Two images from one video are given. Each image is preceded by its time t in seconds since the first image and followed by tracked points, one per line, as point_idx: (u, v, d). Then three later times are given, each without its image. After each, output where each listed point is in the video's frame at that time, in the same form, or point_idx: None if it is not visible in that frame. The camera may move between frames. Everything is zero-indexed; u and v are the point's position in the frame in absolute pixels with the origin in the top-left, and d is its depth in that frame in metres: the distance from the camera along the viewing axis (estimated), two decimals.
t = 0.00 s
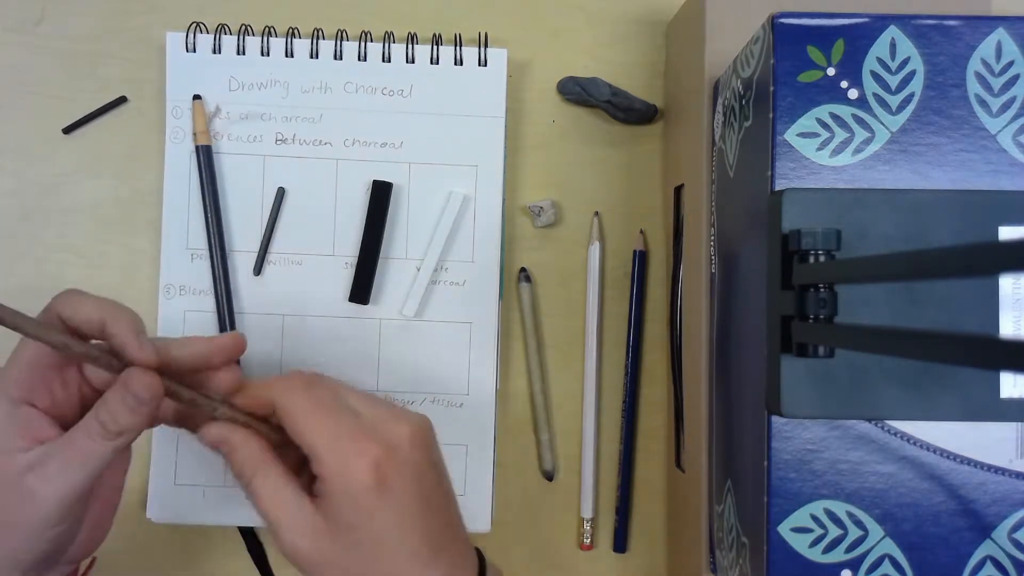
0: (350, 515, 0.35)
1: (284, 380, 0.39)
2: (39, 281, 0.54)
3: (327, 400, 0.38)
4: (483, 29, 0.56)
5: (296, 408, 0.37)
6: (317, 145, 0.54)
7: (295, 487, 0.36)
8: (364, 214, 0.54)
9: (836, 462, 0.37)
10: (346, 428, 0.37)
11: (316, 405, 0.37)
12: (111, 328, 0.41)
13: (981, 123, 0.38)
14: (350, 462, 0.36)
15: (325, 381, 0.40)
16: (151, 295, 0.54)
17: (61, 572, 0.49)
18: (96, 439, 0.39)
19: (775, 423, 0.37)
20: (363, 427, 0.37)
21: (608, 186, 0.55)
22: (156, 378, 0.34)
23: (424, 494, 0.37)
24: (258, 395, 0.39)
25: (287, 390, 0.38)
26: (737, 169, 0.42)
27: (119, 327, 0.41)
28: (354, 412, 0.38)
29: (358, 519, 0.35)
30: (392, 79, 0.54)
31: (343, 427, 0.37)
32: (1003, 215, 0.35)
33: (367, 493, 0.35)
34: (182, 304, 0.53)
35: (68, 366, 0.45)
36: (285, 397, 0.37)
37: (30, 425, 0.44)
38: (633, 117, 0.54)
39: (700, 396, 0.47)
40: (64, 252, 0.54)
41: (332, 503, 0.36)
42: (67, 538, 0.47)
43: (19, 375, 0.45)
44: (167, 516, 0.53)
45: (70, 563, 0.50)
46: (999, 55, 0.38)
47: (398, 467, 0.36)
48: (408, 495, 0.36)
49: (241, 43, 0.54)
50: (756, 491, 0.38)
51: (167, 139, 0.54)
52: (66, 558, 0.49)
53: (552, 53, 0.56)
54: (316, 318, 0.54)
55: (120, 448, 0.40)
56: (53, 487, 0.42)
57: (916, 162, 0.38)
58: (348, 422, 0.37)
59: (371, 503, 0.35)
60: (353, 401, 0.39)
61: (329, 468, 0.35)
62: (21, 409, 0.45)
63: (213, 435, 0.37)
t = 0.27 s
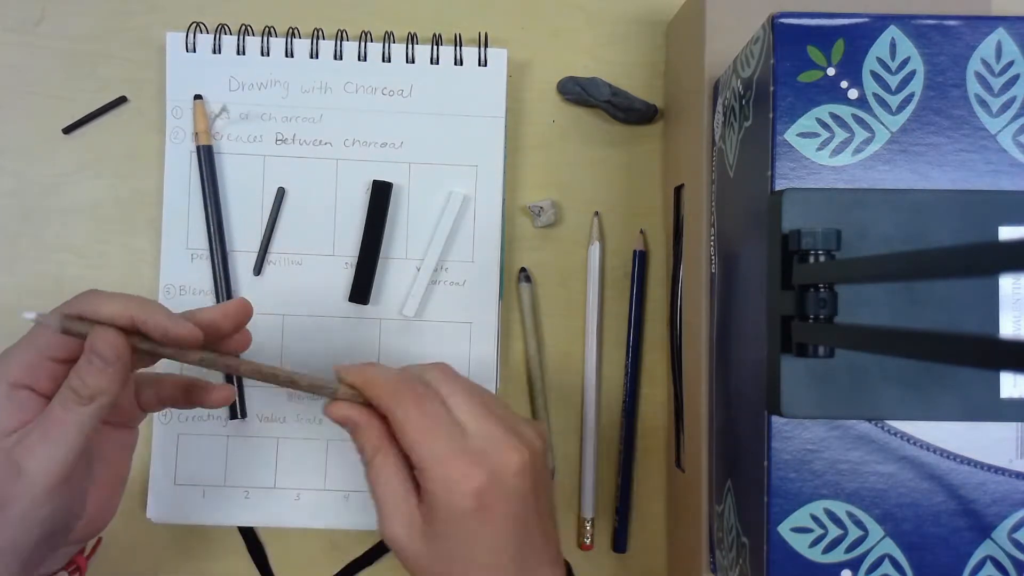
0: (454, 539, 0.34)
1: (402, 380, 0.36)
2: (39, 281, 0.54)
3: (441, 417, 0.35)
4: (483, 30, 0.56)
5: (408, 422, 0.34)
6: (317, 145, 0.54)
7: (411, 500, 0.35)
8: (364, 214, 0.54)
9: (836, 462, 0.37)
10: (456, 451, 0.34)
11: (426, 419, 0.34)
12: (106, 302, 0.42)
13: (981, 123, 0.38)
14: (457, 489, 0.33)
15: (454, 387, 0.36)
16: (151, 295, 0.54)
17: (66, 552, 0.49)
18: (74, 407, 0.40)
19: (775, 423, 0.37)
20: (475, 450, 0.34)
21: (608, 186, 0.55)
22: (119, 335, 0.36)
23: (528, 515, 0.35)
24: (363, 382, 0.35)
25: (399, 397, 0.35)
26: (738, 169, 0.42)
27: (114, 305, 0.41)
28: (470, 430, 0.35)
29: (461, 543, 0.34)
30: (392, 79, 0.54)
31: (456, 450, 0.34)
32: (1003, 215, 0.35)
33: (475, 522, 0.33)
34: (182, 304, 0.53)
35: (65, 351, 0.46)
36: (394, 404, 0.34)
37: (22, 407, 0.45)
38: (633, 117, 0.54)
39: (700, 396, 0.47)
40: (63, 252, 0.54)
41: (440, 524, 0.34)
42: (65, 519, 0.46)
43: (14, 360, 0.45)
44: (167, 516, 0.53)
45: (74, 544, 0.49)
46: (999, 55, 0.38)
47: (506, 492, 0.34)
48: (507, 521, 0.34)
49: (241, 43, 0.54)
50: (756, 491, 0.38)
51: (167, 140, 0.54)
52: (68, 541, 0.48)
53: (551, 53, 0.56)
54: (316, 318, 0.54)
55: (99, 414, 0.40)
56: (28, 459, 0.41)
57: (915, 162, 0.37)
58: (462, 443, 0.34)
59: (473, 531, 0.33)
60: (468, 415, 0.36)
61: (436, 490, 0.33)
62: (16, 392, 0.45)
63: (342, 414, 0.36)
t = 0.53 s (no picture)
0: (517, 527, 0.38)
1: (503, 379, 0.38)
2: (39, 282, 0.54)
3: (529, 417, 0.38)
4: (483, 30, 0.56)
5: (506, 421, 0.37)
6: (317, 145, 0.54)
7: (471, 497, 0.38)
8: (364, 214, 0.54)
9: (837, 462, 0.37)
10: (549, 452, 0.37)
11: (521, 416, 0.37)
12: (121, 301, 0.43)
13: (981, 123, 0.38)
14: (536, 483, 0.37)
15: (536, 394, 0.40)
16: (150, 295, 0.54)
17: (77, 538, 0.49)
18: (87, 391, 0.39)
19: (775, 423, 0.37)
20: (556, 452, 0.38)
21: (608, 186, 0.55)
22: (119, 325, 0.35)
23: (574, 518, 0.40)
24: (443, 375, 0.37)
25: (493, 398, 0.37)
26: (738, 169, 0.42)
27: (122, 297, 0.42)
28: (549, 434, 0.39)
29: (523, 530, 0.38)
30: (392, 79, 0.54)
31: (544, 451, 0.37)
32: (1002, 215, 0.35)
33: (542, 513, 0.37)
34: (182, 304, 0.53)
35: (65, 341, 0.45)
36: (491, 401, 0.37)
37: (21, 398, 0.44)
38: (633, 117, 0.54)
39: (700, 396, 0.47)
40: (63, 252, 0.54)
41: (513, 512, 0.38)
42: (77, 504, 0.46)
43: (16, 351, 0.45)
44: (167, 516, 0.53)
45: (85, 530, 0.49)
46: (999, 55, 0.38)
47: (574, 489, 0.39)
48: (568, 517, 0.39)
49: (242, 43, 0.54)
50: (756, 491, 0.38)
51: (167, 140, 0.54)
52: (79, 526, 0.48)
53: (551, 53, 0.56)
54: (316, 318, 0.54)
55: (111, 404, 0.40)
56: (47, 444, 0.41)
57: (915, 162, 0.37)
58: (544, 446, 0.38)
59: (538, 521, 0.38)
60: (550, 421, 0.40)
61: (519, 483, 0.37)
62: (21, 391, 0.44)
63: (410, 401, 0.38)
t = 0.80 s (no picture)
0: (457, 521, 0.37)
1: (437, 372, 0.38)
2: (39, 282, 0.54)
3: (460, 414, 0.37)
4: (483, 29, 0.56)
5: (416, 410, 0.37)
6: (317, 145, 0.54)
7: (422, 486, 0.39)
8: (364, 214, 0.54)
9: (836, 462, 0.37)
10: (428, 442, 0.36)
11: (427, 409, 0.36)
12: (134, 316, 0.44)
13: (981, 123, 0.38)
14: (450, 477, 0.36)
15: (471, 385, 0.39)
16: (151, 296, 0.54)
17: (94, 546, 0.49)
18: (137, 423, 0.43)
19: (775, 423, 0.37)
20: (490, 449, 0.37)
21: (608, 186, 0.55)
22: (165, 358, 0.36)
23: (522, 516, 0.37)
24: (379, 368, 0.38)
25: (422, 388, 0.37)
26: (738, 169, 0.42)
27: (133, 314, 0.43)
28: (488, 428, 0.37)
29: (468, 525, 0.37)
30: (392, 78, 0.54)
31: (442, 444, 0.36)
32: (1002, 215, 0.35)
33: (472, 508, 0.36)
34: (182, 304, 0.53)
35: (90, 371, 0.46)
36: (415, 394, 0.37)
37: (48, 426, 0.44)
38: (633, 117, 0.54)
39: (700, 397, 0.47)
40: (63, 252, 0.54)
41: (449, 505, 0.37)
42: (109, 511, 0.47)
43: (37, 374, 0.45)
44: (167, 516, 0.53)
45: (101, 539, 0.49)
46: (999, 55, 0.38)
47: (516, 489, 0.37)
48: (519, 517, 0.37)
49: (241, 43, 0.54)
50: (756, 491, 0.38)
51: (167, 140, 0.54)
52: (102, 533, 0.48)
53: (552, 53, 0.56)
54: (316, 318, 0.54)
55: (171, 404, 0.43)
56: (89, 478, 0.44)
57: (916, 162, 0.37)
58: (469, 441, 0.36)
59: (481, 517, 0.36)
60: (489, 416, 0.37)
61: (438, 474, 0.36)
62: (44, 418, 0.44)
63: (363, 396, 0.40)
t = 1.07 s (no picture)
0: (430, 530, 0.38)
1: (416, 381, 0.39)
2: (39, 282, 0.54)
3: (434, 419, 0.38)
4: (483, 30, 0.56)
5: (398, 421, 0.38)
6: (317, 145, 0.54)
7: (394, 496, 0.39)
8: (364, 214, 0.54)
9: (836, 462, 0.37)
10: (420, 452, 0.37)
11: (413, 420, 0.38)
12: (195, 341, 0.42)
13: (981, 123, 0.38)
14: (431, 484, 0.37)
15: (445, 391, 0.40)
16: (151, 296, 0.54)
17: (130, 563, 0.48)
18: (196, 444, 0.43)
19: (775, 423, 0.37)
20: (464, 455, 0.38)
21: (608, 186, 0.55)
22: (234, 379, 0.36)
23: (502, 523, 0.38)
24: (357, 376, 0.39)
25: (397, 396, 0.38)
26: (738, 169, 0.42)
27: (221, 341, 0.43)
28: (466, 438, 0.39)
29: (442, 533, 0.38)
30: (392, 79, 0.54)
31: (428, 453, 0.37)
32: (1002, 215, 0.35)
33: (449, 516, 0.37)
34: (182, 304, 0.53)
35: (167, 395, 0.44)
36: (393, 404, 0.38)
37: (129, 451, 0.43)
38: (633, 117, 0.54)
39: (700, 396, 0.47)
40: (64, 251, 0.54)
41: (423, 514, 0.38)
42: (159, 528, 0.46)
43: (115, 399, 0.43)
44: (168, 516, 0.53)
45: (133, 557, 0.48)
46: (999, 55, 0.38)
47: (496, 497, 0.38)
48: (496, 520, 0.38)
49: (241, 43, 0.54)
50: (756, 491, 0.38)
51: (168, 140, 0.54)
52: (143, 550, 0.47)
53: (552, 53, 0.56)
54: (316, 318, 0.54)
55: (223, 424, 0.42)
56: (154, 503, 0.43)
57: (916, 162, 0.38)
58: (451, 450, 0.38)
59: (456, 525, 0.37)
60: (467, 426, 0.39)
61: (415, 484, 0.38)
62: (122, 443, 0.43)
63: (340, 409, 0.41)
